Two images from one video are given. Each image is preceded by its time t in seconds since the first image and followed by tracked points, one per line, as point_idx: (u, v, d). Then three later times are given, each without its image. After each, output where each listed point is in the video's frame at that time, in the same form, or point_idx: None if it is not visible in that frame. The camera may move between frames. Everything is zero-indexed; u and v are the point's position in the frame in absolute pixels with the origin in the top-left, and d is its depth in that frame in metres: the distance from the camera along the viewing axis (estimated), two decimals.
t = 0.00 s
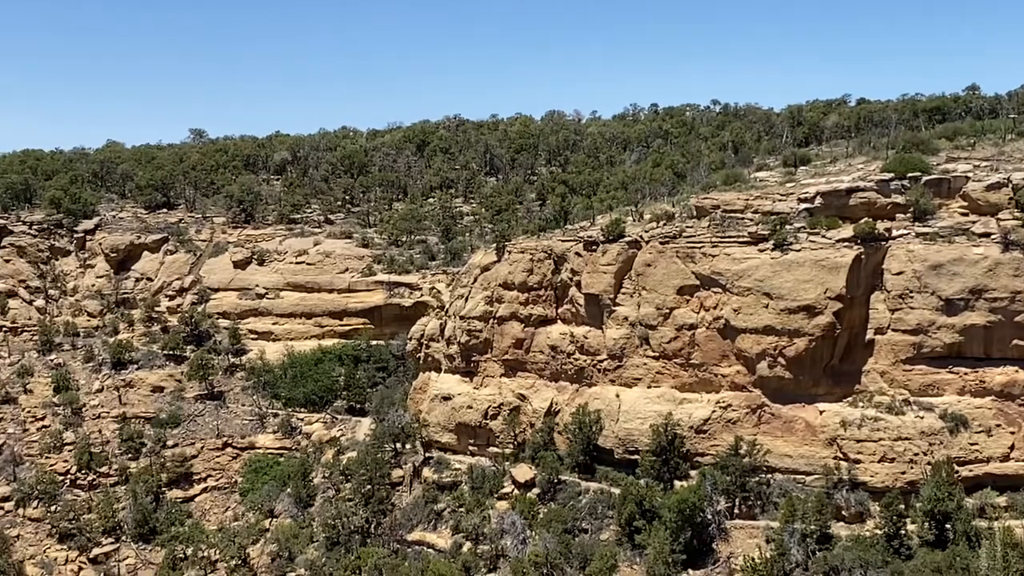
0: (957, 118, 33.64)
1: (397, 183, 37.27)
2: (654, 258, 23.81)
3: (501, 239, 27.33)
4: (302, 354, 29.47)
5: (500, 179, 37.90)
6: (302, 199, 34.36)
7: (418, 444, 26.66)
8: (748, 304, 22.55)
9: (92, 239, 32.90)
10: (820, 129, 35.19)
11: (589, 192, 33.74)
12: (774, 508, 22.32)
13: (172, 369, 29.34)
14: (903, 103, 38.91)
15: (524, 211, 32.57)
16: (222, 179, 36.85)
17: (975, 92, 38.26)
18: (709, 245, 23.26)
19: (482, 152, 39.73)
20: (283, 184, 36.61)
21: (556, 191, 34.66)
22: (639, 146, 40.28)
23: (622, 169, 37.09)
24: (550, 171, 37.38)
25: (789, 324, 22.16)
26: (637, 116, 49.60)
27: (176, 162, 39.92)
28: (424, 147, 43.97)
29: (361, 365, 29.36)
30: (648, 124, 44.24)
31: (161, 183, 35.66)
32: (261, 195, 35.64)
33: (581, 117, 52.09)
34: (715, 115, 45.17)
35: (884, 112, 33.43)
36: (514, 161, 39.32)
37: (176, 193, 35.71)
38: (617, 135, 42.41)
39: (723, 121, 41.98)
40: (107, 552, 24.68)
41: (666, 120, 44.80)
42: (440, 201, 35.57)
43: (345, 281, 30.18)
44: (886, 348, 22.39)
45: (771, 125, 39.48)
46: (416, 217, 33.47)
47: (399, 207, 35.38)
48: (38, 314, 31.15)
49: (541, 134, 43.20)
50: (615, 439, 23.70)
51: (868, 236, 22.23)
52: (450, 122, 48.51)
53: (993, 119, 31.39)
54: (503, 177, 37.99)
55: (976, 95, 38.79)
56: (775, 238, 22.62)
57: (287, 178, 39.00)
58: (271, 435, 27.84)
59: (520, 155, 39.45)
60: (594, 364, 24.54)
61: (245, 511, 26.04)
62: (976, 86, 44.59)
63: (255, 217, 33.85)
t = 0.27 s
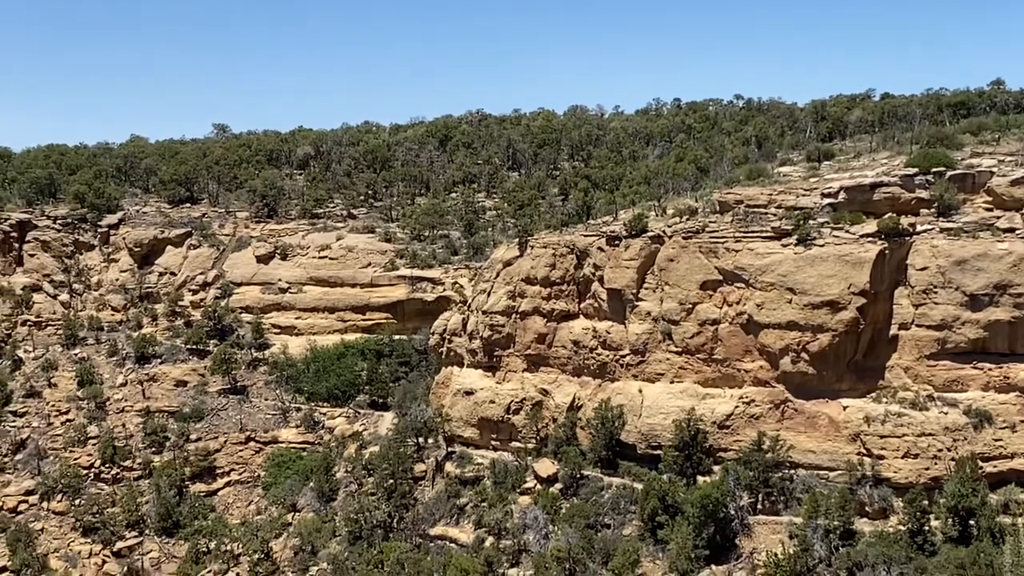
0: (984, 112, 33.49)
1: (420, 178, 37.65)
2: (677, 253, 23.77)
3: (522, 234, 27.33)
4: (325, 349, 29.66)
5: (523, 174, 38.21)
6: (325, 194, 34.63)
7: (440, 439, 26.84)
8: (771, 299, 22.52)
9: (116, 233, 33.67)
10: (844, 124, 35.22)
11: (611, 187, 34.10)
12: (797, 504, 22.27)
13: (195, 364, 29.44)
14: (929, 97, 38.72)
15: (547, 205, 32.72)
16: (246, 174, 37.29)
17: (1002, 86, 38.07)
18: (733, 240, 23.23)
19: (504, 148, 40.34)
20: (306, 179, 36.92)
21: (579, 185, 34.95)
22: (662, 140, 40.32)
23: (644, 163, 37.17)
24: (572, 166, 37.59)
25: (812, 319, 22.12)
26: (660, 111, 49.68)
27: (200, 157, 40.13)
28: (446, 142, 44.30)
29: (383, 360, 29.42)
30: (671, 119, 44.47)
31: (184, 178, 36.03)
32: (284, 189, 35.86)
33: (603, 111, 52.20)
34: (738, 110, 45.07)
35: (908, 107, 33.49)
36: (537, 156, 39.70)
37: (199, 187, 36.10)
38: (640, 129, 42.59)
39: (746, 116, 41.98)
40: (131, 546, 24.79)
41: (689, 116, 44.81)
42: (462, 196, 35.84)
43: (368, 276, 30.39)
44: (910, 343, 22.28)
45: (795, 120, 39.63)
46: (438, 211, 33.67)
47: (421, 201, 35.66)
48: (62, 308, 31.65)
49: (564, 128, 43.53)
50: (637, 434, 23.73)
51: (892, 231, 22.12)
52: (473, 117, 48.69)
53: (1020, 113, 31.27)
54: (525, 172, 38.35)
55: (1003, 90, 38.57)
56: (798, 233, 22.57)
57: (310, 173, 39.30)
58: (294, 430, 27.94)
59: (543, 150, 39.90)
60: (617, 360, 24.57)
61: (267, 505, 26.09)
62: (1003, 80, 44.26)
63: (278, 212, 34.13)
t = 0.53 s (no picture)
0: (998, 106, 33.34)
1: (431, 172, 37.69)
2: (688, 248, 23.77)
3: (533, 228, 27.32)
4: (336, 343, 29.52)
5: (534, 168, 38.30)
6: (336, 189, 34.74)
7: (450, 434, 26.70)
8: (782, 294, 22.49)
9: (127, 227, 33.55)
10: (856, 118, 35.11)
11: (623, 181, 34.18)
12: (808, 498, 22.24)
13: (206, 358, 29.50)
14: (943, 91, 38.52)
15: (558, 200, 32.72)
16: (257, 168, 37.50)
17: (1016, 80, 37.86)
18: (744, 235, 23.17)
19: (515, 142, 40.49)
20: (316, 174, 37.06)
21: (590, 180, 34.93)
22: (673, 134, 40.20)
23: (656, 157, 37.08)
24: (584, 160, 37.55)
25: (823, 314, 22.07)
26: (670, 105, 49.58)
27: (210, 152, 40.28)
28: (456, 136, 44.30)
29: (393, 355, 29.37)
30: (682, 113, 44.38)
31: (195, 172, 36.18)
32: (295, 183, 36.01)
33: (613, 105, 52.12)
34: (750, 104, 44.88)
35: (922, 100, 33.38)
36: (548, 150, 39.80)
37: (210, 182, 36.37)
38: (651, 123, 42.51)
39: (758, 110, 41.88)
40: (141, 540, 24.84)
41: (700, 110, 44.70)
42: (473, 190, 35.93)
43: (378, 271, 30.30)
44: (921, 338, 22.22)
45: (807, 114, 39.55)
46: (449, 206, 33.65)
47: (432, 195, 35.72)
48: (74, 302, 31.82)
49: (574, 123, 43.50)
50: (648, 429, 23.71)
51: (903, 226, 22.06)
52: (484, 111, 48.65)
53: None
54: (536, 166, 38.48)
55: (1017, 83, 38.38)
56: (809, 228, 22.52)
57: (321, 167, 39.45)
58: (305, 424, 28.07)
59: (554, 144, 39.97)
60: (627, 354, 24.57)
61: (278, 499, 26.08)
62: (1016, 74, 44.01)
63: (289, 207, 34.28)
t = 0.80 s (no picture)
0: (995, 102, 33.39)
1: (428, 167, 37.73)
2: (684, 243, 23.81)
3: (530, 224, 27.34)
4: (333, 339, 29.70)
5: (531, 164, 38.37)
6: (333, 184, 34.87)
7: (447, 429, 26.79)
8: (779, 290, 22.50)
9: (124, 223, 33.60)
10: (853, 113, 35.15)
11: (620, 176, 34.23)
12: (805, 494, 22.27)
13: (203, 353, 29.52)
14: (939, 87, 38.54)
15: (554, 195, 32.78)
16: (254, 164, 37.67)
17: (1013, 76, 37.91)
18: (740, 230, 23.22)
19: (513, 138, 40.53)
20: (313, 169, 37.17)
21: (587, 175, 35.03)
22: (670, 130, 40.22)
23: (653, 152, 37.13)
24: (580, 156, 37.59)
25: (820, 309, 22.09)
26: (667, 101, 49.64)
27: (207, 148, 40.37)
28: (453, 132, 44.33)
29: (390, 350, 29.46)
30: (680, 109, 44.41)
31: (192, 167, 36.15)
32: (292, 179, 36.13)
33: (610, 101, 52.18)
34: (747, 100, 44.86)
35: (919, 97, 33.43)
36: (545, 146, 39.87)
37: (207, 176, 36.20)
38: (648, 119, 42.54)
39: (755, 106, 41.91)
40: (139, 534, 24.85)
41: (697, 106, 44.77)
42: (471, 186, 35.97)
43: (375, 266, 30.29)
44: (918, 334, 22.20)
45: (804, 110, 39.60)
46: (446, 201, 33.65)
47: (429, 190, 35.74)
48: (70, 297, 31.81)
49: (572, 118, 43.55)
50: (645, 424, 23.71)
51: (900, 221, 22.07)
52: (480, 107, 48.71)
53: None
54: (534, 162, 38.54)
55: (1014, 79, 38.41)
56: (806, 224, 22.55)
57: (318, 162, 39.56)
58: (301, 419, 28.08)
59: (551, 140, 40.04)
60: (624, 350, 24.56)
61: (275, 494, 26.17)
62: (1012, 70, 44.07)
63: (286, 202, 34.34)
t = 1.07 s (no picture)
0: (971, 99, 33.64)
1: (409, 164, 37.77)
2: (665, 240, 23.86)
3: (511, 221, 27.40)
4: (313, 335, 29.53)
5: (511, 161, 38.47)
6: (314, 179, 34.90)
7: (427, 425, 26.93)
8: (758, 286, 22.60)
9: (104, 218, 33.45)
10: (831, 111, 35.40)
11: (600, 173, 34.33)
12: (783, 490, 22.38)
13: (183, 350, 29.41)
14: (916, 85, 38.79)
15: (535, 192, 32.88)
16: (234, 159, 37.33)
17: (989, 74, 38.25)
18: (720, 227, 23.30)
19: (493, 134, 40.26)
20: (294, 165, 37.20)
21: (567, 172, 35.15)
22: (650, 127, 40.37)
23: (633, 149, 37.25)
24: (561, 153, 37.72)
25: (799, 306, 22.20)
26: (647, 98, 49.80)
27: (188, 143, 40.24)
28: (434, 129, 44.34)
29: (372, 346, 29.41)
30: (660, 106, 44.59)
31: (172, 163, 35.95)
32: (273, 175, 35.98)
33: (592, 98, 52.31)
34: (726, 97, 45.07)
35: (897, 94, 33.63)
36: (525, 142, 39.93)
37: (187, 173, 35.93)
38: (628, 116, 42.66)
39: (734, 103, 42.09)
40: (118, 531, 24.71)
41: (678, 103, 44.98)
42: (451, 182, 36.02)
43: (356, 263, 30.20)
44: (896, 331, 22.35)
45: (783, 107, 39.82)
46: (426, 198, 33.64)
47: (410, 187, 35.75)
48: (50, 294, 31.78)
49: (553, 115, 43.65)
50: (624, 421, 23.80)
51: (879, 219, 22.17)
52: (462, 103, 48.78)
53: (1007, 100, 31.42)
54: (514, 158, 38.64)
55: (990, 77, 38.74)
56: (785, 221, 22.64)
57: (298, 158, 39.63)
58: (282, 416, 28.03)
59: (531, 136, 40.07)
60: (604, 346, 24.62)
61: (255, 491, 26.23)
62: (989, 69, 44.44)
63: (266, 198, 34.38)
